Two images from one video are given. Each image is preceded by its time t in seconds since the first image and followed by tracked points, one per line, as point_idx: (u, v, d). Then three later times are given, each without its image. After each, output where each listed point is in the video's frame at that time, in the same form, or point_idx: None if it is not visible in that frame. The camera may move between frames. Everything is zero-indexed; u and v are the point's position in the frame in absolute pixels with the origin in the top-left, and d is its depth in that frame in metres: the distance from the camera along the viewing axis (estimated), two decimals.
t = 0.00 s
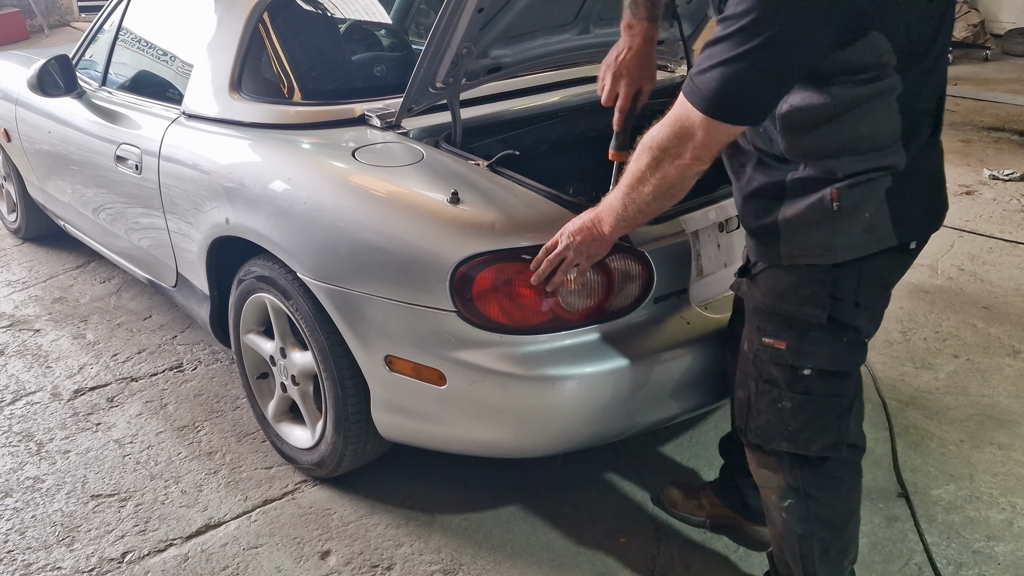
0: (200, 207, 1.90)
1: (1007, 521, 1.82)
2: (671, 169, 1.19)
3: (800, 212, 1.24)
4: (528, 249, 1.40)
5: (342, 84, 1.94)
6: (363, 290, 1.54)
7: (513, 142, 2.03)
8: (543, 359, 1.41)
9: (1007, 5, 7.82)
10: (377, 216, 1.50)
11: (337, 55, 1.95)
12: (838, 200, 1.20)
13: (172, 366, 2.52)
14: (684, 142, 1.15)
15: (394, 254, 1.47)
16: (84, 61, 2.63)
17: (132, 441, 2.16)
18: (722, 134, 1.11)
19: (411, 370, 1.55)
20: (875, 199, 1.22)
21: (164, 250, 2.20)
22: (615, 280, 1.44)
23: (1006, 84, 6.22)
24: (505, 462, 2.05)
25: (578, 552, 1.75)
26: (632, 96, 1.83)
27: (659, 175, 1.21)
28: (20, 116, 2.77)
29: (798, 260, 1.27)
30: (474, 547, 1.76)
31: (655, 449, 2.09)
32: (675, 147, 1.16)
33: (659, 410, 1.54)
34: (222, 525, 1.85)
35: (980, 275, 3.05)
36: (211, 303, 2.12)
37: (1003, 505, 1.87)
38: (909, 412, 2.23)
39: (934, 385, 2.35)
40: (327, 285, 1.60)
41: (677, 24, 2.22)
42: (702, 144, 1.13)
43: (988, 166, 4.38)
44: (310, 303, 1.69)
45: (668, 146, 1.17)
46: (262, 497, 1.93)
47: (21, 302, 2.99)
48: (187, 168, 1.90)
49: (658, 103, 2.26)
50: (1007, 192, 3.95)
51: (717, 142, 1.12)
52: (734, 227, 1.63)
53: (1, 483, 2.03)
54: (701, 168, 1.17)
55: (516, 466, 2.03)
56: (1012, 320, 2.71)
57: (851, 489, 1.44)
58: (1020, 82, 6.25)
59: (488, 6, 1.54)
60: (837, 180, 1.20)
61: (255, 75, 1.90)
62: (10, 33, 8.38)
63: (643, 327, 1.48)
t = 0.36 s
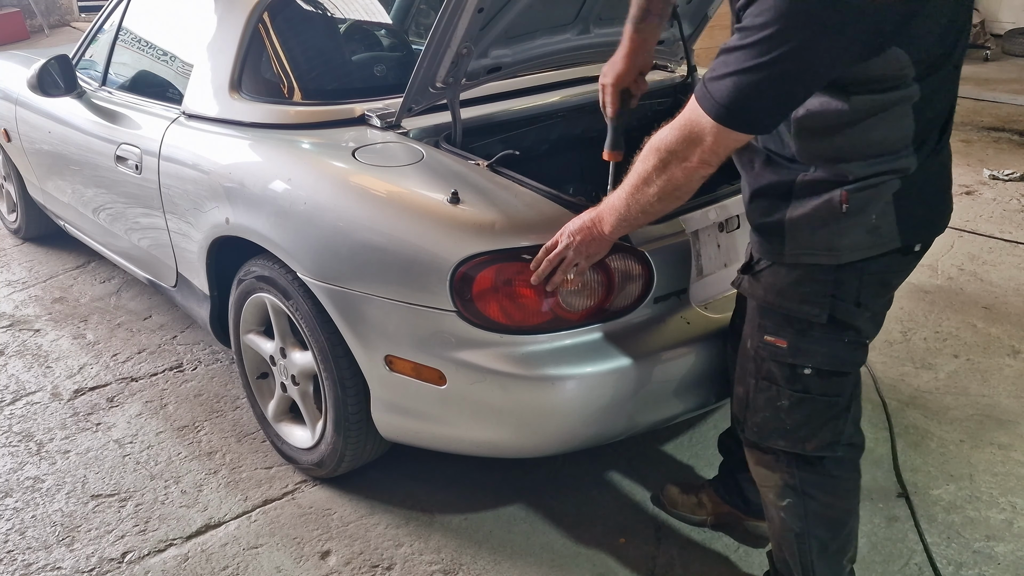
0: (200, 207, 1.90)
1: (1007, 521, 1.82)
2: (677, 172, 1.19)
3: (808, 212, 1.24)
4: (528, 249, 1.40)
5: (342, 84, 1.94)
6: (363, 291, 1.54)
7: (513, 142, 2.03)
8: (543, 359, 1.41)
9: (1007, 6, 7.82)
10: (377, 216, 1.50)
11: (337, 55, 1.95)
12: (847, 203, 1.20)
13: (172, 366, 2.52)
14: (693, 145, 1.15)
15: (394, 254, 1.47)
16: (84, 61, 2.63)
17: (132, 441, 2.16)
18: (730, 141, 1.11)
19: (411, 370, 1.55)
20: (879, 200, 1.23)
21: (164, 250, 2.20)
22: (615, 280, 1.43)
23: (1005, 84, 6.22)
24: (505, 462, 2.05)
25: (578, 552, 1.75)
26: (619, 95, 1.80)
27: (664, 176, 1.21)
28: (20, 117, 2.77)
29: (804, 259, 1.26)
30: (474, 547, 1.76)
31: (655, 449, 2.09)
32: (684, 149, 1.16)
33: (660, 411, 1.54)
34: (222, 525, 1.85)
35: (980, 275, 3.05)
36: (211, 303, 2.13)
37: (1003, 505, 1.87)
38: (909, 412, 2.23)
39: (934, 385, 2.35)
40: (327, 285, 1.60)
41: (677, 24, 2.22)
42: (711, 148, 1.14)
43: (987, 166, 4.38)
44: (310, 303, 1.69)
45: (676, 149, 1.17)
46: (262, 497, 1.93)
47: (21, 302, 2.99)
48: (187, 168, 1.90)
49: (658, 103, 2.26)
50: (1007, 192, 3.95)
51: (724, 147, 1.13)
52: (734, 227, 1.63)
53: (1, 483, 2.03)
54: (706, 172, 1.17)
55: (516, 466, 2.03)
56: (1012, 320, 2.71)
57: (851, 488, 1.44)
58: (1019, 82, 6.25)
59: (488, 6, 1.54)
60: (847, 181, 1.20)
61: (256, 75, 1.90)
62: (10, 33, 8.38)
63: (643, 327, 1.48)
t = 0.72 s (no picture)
0: (199, 207, 1.90)
1: (1007, 521, 1.82)
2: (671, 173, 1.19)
3: (803, 215, 1.24)
4: (528, 249, 1.40)
5: (342, 84, 1.94)
6: (363, 291, 1.54)
7: (513, 142, 2.03)
8: (543, 359, 1.41)
9: (1007, 5, 7.82)
10: (377, 216, 1.50)
11: (338, 55, 1.95)
12: (842, 207, 1.20)
13: (172, 366, 2.52)
14: (685, 146, 1.15)
15: (394, 254, 1.47)
16: (84, 60, 2.63)
17: (132, 441, 2.16)
18: (721, 141, 1.11)
19: (411, 370, 1.55)
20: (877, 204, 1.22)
21: (164, 250, 2.20)
22: (614, 280, 1.43)
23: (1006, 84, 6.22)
24: (505, 462, 2.05)
25: (578, 552, 1.75)
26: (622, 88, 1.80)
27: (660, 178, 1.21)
28: (20, 117, 2.77)
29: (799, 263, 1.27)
30: (474, 547, 1.76)
31: (655, 449, 2.09)
32: (675, 150, 1.17)
33: (659, 411, 1.54)
34: (222, 525, 1.85)
35: (980, 275, 3.05)
36: (211, 303, 2.13)
37: (1003, 505, 1.87)
38: (909, 412, 2.23)
39: (934, 385, 2.35)
40: (327, 285, 1.60)
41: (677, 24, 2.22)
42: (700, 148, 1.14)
43: (987, 165, 4.38)
44: (310, 303, 1.69)
45: (669, 149, 1.17)
46: (262, 497, 1.93)
47: (21, 302, 2.99)
48: (187, 168, 1.90)
49: (658, 103, 2.26)
50: (1007, 192, 3.95)
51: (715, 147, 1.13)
52: (734, 227, 1.63)
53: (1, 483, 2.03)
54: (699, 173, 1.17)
55: (516, 466, 2.03)
56: (1012, 320, 2.71)
57: (851, 488, 1.44)
58: (1019, 82, 6.25)
59: (488, 6, 1.54)
60: (842, 185, 1.20)
61: (256, 75, 1.90)
62: (10, 33, 8.38)
63: (643, 327, 1.48)
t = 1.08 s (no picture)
0: (200, 207, 1.90)
1: (1007, 521, 1.82)
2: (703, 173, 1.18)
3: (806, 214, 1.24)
4: (528, 249, 1.40)
5: (342, 84, 1.94)
6: (363, 290, 1.54)
7: (513, 141, 2.03)
8: (543, 359, 1.41)
9: (1006, 5, 7.82)
10: (377, 216, 1.50)
11: (338, 55, 1.96)
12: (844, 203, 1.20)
13: (172, 366, 2.52)
14: (711, 148, 1.14)
15: (394, 254, 1.47)
16: (84, 60, 2.63)
17: (132, 441, 2.16)
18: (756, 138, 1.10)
19: (411, 370, 1.55)
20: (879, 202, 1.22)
21: (164, 250, 2.20)
22: (614, 280, 1.43)
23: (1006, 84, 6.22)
24: (505, 462, 2.05)
25: (578, 552, 1.75)
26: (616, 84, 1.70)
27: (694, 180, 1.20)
28: (20, 117, 2.77)
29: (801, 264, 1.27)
30: (474, 547, 1.76)
31: (655, 449, 2.09)
32: (704, 150, 1.14)
33: (660, 410, 1.54)
34: (222, 525, 1.85)
35: (980, 275, 3.05)
36: (211, 303, 2.13)
37: (1003, 505, 1.87)
38: (909, 412, 2.23)
39: (934, 385, 2.35)
40: (327, 285, 1.60)
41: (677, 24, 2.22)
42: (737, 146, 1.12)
43: (987, 165, 4.38)
44: (310, 303, 1.69)
45: (696, 150, 1.16)
46: (262, 497, 1.93)
47: (21, 302, 2.99)
48: (187, 168, 1.90)
49: (658, 102, 2.27)
50: (1007, 192, 3.95)
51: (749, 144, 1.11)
52: (735, 226, 1.62)
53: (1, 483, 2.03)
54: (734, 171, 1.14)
55: (516, 466, 2.03)
56: (1012, 320, 2.71)
57: (851, 488, 1.44)
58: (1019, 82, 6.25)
59: (488, 6, 1.54)
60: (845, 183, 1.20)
61: (256, 75, 1.90)
62: (10, 33, 8.39)
63: (643, 327, 1.48)
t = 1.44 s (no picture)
0: (200, 207, 1.90)
1: (1007, 521, 1.82)
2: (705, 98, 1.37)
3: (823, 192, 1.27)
4: (528, 248, 1.40)
5: (342, 84, 1.94)
6: (363, 290, 1.54)
7: (513, 141, 2.03)
8: (543, 359, 1.41)
9: (1007, 5, 7.81)
10: (377, 215, 1.50)
11: (338, 55, 1.96)
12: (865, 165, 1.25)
13: (172, 366, 2.52)
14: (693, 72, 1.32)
15: (394, 254, 1.47)
16: (84, 61, 2.63)
17: (132, 441, 2.16)
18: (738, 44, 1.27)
19: (411, 370, 1.55)
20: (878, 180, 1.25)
21: (164, 250, 2.20)
22: (615, 280, 1.42)
23: (1007, 84, 6.22)
24: (506, 462, 2.05)
25: (578, 552, 1.75)
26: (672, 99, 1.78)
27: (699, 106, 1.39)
28: (20, 117, 2.77)
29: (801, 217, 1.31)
30: (474, 547, 1.76)
31: (656, 448, 2.09)
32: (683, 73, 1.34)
33: (660, 410, 1.54)
34: (222, 525, 1.85)
35: (980, 275, 3.05)
36: (211, 303, 2.13)
37: (1003, 505, 1.87)
38: (909, 412, 2.23)
39: (934, 385, 2.35)
40: (327, 285, 1.60)
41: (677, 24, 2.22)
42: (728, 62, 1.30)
43: (987, 165, 4.38)
44: (310, 303, 1.69)
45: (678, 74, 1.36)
46: (262, 497, 1.93)
47: (21, 302, 2.99)
48: (187, 168, 1.90)
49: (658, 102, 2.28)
50: (1007, 192, 3.95)
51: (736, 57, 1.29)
52: (734, 227, 1.63)
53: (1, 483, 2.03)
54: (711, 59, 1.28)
55: (517, 465, 2.03)
56: (1012, 320, 2.71)
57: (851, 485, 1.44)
58: (1019, 82, 6.25)
59: (488, 5, 1.54)
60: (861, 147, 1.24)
61: (255, 75, 1.90)
62: (11, 33, 8.39)
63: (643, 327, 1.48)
